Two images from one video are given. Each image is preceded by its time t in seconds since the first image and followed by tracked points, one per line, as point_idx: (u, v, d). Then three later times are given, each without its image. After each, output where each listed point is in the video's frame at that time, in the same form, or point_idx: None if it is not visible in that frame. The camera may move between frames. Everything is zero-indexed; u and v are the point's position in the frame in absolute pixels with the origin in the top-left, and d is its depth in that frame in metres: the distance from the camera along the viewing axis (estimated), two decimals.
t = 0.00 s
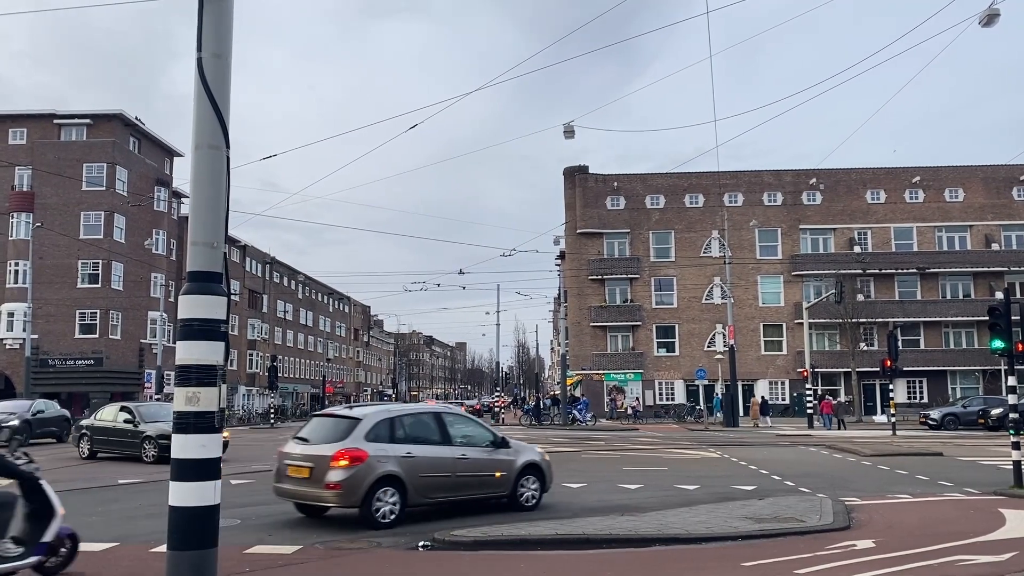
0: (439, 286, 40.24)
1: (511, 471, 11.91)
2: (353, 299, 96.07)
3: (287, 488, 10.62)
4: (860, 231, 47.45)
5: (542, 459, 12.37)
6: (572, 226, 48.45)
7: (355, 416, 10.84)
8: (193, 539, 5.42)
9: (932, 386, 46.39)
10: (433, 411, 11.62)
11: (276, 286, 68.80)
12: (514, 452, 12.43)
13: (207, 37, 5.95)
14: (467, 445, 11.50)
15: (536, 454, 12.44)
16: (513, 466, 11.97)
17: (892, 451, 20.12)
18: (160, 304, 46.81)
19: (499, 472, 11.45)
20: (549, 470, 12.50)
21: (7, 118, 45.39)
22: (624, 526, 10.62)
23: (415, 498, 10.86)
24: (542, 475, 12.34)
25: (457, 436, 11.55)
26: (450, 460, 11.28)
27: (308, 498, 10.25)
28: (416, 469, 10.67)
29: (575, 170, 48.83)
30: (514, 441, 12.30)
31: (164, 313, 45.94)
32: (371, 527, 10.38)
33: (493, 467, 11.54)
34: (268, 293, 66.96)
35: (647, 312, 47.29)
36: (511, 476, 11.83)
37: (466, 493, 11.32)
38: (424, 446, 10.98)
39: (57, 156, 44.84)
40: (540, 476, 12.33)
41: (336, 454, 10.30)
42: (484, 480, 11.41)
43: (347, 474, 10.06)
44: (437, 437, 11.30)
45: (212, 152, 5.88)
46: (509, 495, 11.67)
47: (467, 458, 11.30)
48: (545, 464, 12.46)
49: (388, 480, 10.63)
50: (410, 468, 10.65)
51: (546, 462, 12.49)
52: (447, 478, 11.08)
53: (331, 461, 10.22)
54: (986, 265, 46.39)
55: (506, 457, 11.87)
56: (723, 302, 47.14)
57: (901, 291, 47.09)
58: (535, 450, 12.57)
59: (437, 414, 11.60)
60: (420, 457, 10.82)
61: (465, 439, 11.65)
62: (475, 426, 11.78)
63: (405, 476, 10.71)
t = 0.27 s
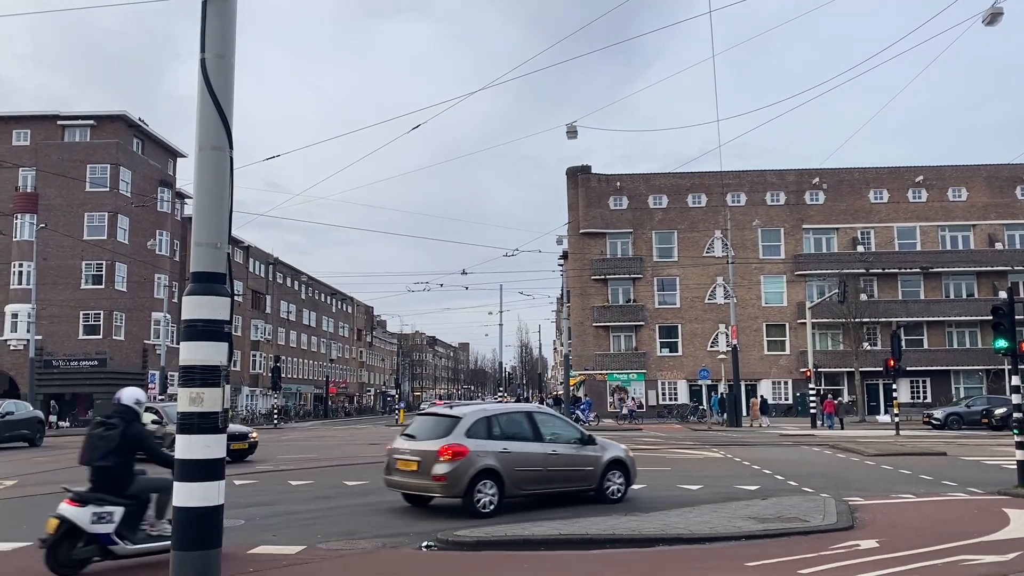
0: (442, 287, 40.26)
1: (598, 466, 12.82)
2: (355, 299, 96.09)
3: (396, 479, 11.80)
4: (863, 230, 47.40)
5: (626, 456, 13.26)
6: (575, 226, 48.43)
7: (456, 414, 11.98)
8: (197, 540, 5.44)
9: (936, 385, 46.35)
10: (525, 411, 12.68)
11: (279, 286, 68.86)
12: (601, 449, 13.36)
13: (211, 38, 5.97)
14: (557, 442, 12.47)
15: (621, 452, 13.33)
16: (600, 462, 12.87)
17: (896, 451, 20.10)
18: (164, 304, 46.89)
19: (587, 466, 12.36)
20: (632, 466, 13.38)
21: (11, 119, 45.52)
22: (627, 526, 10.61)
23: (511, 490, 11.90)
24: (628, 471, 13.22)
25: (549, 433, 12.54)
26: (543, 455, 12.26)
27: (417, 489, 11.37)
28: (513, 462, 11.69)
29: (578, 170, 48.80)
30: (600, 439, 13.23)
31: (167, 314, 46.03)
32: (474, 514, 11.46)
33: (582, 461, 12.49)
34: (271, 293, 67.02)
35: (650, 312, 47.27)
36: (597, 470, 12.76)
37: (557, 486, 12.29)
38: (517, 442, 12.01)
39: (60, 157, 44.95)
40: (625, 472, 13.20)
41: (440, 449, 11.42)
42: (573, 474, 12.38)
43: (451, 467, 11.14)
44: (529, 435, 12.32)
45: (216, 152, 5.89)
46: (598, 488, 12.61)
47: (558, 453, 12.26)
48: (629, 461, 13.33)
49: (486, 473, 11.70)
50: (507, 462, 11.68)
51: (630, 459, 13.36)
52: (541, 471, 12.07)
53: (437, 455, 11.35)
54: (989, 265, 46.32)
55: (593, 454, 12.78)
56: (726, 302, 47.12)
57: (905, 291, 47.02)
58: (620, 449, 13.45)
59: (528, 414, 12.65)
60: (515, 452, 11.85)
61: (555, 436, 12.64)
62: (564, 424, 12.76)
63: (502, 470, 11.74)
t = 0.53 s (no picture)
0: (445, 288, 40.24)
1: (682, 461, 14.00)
2: (358, 301, 96.14)
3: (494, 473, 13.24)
4: (867, 231, 47.31)
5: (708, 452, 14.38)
6: (577, 227, 48.40)
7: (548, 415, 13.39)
8: (202, 541, 5.44)
9: (940, 385, 46.24)
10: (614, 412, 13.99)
11: (282, 287, 68.94)
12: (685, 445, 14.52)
13: (214, 40, 5.97)
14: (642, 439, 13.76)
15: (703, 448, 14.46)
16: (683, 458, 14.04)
17: (900, 451, 20.06)
18: (167, 305, 46.97)
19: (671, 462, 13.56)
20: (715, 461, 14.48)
21: (15, 121, 45.67)
22: (631, 526, 10.58)
23: (602, 483, 13.23)
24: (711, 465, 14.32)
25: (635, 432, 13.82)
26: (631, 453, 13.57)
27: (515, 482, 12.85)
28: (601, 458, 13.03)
29: (581, 171, 48.78)
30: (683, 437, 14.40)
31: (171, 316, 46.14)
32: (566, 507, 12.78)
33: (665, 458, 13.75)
34: (275, 294, 67.08)
35: (654, 312, 47.25)
36: (682, 466, 14.02)
37: (644, 480, 13.57)
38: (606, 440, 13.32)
39: (64, 159, 45.06)
40: (708, 466, 14.31)
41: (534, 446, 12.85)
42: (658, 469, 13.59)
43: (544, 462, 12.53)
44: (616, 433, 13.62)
45: (219, 154, 5.90)
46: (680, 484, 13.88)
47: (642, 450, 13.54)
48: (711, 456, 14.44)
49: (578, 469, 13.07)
50: (596, 458, 13.03)
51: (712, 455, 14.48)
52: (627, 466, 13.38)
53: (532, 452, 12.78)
54: (993, 265, 46.21)
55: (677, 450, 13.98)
56: (729, 302, 47.08)
57: (908, 291, 46.93)
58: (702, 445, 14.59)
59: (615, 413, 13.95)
60: (602, 448, 13.18)
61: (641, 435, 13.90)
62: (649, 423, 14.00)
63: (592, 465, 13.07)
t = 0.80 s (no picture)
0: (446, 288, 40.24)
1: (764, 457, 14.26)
2: (361, 301, 96.19)
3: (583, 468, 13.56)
4: (870, 230, 47.24)
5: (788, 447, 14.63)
6: (580, 227, 48.39)
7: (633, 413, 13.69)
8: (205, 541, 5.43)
9: (944, 385, 46.16)
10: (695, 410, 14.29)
11: (285, 288, 69.01)
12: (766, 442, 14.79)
13: (218, 41, 5.97)
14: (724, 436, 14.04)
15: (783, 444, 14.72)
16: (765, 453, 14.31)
17: (904, 451, 20.02)
18: (170, 306, 47.05)
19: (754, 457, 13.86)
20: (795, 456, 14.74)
21: (18, 123, 45.79)
22: (635, 527, 10.56)
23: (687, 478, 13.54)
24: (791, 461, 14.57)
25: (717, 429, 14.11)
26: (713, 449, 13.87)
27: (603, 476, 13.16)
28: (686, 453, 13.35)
29: (583, 171, 48.78)
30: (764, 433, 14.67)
31: (175, 316, 46.20)
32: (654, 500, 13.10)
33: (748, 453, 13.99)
34: (278, 295, 67.13)
35: (656, 312, 47.22)
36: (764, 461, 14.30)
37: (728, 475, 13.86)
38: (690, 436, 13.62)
39: (67, 160, 45.15)
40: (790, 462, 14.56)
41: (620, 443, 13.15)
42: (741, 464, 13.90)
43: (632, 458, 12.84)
44: (699, 430, 13.91)
45: (222, 155, 5.90)
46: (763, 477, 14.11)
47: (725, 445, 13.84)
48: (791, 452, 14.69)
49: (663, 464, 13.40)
50: (681, 453, 13.34)
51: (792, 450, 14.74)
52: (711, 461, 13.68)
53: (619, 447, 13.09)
54: (996, 265, 46.13)
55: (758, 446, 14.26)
56: (732, 302, 47.06)
57: (912, 291, 46.85)
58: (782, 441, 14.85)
59: (697, 411, 14.27)
60: (687, 444, 13.48)
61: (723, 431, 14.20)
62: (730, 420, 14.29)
63: (678, 461, 13.37)
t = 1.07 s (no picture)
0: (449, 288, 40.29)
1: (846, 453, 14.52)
2: (364, 301, 96.23)
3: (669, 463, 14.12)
4: (874, 230, 47.15)
5: (871, 444, 14.86)
6: (583, 227, 48.37)
7: (718, 411, 14.18)
8: (208, 541, 5.44)
9: (948, 385, 46.07)
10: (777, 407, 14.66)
11: (289, 288, 69.10)
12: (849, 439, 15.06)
13: (220, 42, 6.00)
14: (808, 432, 14.36)
15: (865, 440, 14.97)
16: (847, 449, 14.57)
17: (909, 451, 19.99)
18: (174, 307, 47.12)
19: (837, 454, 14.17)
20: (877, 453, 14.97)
21: (22, 124, 45.95)
22: (637, 527, 10.54)
23: (771, 474, 13.93)
24: (874, 457, 14.81)
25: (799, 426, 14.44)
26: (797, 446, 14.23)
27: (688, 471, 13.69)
28: (769, 450, 13.77)
29: (586, 171, 48.78)
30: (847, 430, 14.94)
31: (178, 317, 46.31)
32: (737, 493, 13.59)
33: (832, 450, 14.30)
34: (281, 295, 67.22)
35: (660, 312, 47.18)
36: (847, 457, 14.57)
37: (812, 471, 14.19)
38: (774, 433, 14.02)
39: (71, 161, 45.26)
40: (873, 458, 14.81)
41: (706, 438, 13.68)
42: (825, 460, 14.24)
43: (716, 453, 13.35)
44: (783, 426, 14.27)
45: (225, 156, 5.91)
46: (847, 475, 14.32)
47: (808, 443, 14.17)
48: (874, 449, 14.92)
49: (871, 455, 14.97)
50: (764, 450, 13.75)
51: (874, 447, 14.97)
52: (794, 458, 14.03)
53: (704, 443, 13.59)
54: (1001, 264, 46.02)
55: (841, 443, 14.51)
56: (736, 302, 47.00)
57: (915, 291, 46.75)
58: (864, 438, 15.09)
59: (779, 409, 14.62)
60: (770, 441, 13.88)
61: (806, 428, 14.51)
62: (812, 418, 14.61)
63: (763, 456, 13.80)
